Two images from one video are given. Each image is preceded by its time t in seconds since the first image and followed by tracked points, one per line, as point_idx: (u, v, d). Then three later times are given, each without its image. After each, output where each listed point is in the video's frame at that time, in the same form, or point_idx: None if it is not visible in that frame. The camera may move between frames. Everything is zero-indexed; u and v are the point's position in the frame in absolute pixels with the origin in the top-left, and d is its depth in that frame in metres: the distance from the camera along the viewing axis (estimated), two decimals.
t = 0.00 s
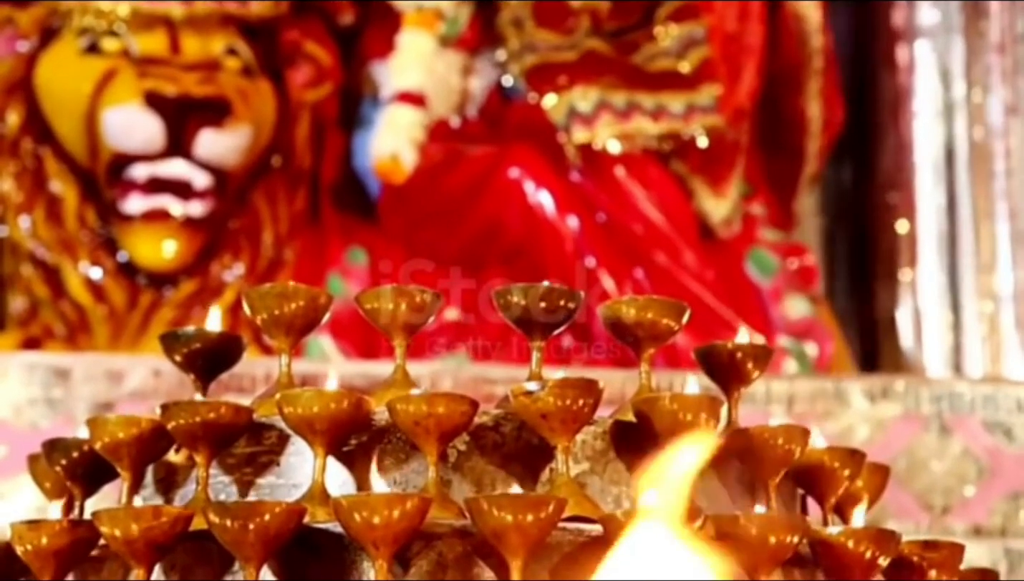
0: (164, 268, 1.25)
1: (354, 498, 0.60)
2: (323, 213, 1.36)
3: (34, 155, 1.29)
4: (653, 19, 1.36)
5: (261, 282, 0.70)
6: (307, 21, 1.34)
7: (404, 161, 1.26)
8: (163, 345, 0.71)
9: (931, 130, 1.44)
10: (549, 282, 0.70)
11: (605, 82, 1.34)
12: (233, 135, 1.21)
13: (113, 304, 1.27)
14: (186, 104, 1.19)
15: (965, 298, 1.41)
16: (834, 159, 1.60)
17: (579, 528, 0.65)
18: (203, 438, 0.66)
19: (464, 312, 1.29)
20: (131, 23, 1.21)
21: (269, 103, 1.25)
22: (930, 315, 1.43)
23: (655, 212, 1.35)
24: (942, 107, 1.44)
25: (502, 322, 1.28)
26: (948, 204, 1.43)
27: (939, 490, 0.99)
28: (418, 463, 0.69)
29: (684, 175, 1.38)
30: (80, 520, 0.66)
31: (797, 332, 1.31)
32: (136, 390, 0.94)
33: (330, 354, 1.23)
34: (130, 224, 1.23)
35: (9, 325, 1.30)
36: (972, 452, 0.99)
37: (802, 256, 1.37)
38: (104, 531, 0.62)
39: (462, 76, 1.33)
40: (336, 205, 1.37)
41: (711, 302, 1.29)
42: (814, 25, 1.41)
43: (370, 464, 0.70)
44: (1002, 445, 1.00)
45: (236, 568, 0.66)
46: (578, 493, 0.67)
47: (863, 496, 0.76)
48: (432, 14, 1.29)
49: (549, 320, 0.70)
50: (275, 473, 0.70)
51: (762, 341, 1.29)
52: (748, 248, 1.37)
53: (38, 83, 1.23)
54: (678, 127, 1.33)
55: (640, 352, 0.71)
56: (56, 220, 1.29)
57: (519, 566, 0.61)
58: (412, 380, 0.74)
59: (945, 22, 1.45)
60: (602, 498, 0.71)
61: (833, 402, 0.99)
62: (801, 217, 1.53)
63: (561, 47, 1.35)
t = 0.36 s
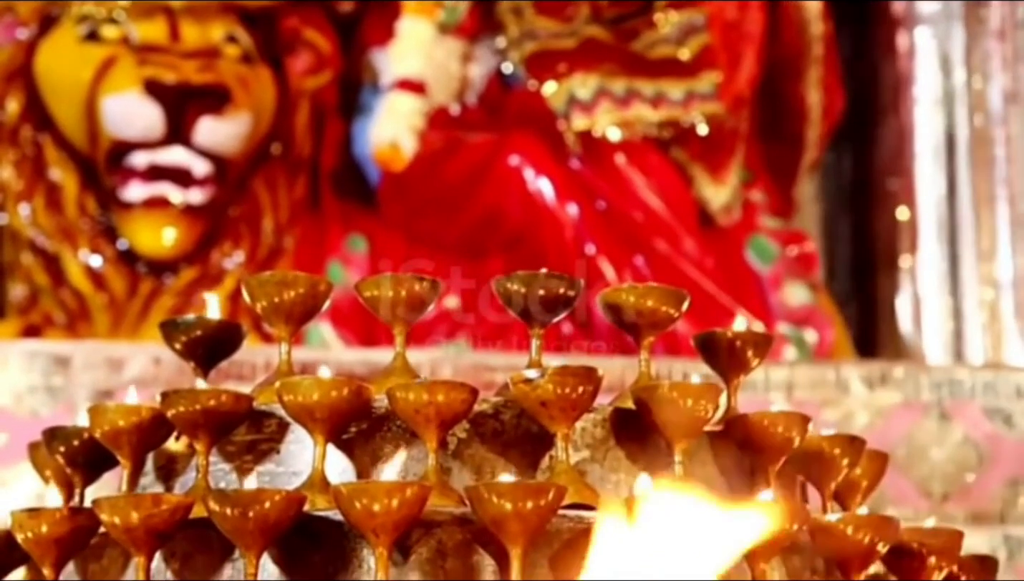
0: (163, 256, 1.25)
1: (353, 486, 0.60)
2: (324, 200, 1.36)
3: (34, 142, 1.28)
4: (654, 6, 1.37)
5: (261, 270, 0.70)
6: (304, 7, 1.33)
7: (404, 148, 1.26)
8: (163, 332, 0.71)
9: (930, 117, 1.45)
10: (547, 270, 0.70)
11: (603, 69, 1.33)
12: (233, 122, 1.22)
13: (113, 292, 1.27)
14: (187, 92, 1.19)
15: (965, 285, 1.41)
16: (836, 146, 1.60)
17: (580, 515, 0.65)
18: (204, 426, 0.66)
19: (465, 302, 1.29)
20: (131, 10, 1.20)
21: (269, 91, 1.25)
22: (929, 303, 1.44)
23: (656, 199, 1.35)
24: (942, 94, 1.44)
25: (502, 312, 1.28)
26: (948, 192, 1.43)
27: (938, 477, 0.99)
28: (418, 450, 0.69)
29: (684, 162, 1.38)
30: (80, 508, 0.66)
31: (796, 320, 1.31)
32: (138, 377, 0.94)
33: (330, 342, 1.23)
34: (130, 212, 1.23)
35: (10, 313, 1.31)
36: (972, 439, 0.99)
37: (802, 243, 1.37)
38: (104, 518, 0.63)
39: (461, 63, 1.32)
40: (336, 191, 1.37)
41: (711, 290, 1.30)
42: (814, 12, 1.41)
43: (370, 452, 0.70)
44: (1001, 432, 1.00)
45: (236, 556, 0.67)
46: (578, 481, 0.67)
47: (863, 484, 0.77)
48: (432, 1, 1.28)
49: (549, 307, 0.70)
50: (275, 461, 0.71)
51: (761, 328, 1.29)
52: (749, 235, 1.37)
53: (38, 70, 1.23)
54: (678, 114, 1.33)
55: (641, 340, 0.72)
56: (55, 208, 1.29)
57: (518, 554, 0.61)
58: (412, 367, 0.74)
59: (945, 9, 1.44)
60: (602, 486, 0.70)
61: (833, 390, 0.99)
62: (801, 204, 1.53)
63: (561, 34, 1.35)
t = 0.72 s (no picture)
0: (162, 243, 1.26)
1: (354, 475, 0.60)
2: (324, 188, 1.37)
3: (34, 131, 1.28)
4: None
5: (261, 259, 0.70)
6: None
7: (403, 137, 1.26)
8: (163, 321, 0.71)
9: (931, 104, 1.45)
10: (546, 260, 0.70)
11: (603, 57, 1.33)
12: (232, 110, 1.22)
13: (113, 280, 1.28)
14: (187, 80, 1.19)
15: (965, 272, 1.41)
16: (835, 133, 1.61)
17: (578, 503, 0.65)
18: (204, 415, 0.66)
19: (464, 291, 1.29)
20: None
21: (268, 79, 1.25)
22: (929, 290, 1.43)
23: (655, 186, 1.35)
24: (942, 80, 1.44)
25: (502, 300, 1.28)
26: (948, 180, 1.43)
27: (937, 464, 1.00)
28: (418, 439, 0.69)
29: (683, 150, 1.38)
30: (81, 496, 0.66)
31: (796, 307, 1.31)
32: (138, 365, 0.94)
33: (330, 330, 1.23)
34: (129, 200, 1.23)
35: (10, 301, 1.31)
36: (971, 427, 0.99)
37: (802, 231, 1.37)
38: (105, 507, 0.63)
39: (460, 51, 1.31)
40: (336, 179, 1.37)
41: (710, 278, 1.30)
42: None
43: (370, 440, 0.70)
44: (1001, 419, 1.00)
45: (237, 545, 0.67)
46: (578, 469, 0.67)
47: (863, 471, 0.77)
48: None
49: (549, 296, 0.70)
50: (275, 449, 0.71)
51: (760, 316, 1.29)
52: (748, 223, 1.37)
53: (38, 58, 1.23)
54: (677, 102, 1.34)
55: (641, 328, 0.72)
56: (55, 195, 1.29)
57: (519, 542, 0.61)
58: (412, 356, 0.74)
59: None
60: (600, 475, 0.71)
61: (832, 377, 0.99)
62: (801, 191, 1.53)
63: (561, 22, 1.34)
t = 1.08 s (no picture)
0: (162, 235, 1.26)
1: (353, 467, 0.60)
2: (323, 179, 1.37)
3: (34, 122, 1.28)
4: None
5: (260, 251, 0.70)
6: None
7: (403, 128, 1.27)
8: (163, 313, 0.71)
9: (929, 94, 1.45)
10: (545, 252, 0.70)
11: (602, 48, 1.33)
12: (233, 102, 1.22)
13: (114, 272, 1.28)
14: (187, 71, 1.19)
15: (964, 264, 1.41)
16: (835, 124, 1.61)
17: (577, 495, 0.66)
18: (204, 407, 0.66)
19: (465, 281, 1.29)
20: None
21: (268, 70, 1.25)
22: (928, 282, 1.44)
23: (655, 177, 1.36)
24: (942, 71, 1.44)
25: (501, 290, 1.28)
26: (946, 171, 1.43)
27: (936, 455, 0.99)
28: (418, 431, 0.70)
29: (683, 141, 1.39)
30: (82, 488, 0.66)
31: (795, 298, 1.31)
32: (140, 357, 0.94)
33: (330, 322, 1.23)
34: (128, 191, 1.24)
35: (10, 292, 1.31)
36: (970, 417, 1.00)
37: (801, 222, 1.37)
38: (105, 499, 0.63)
39: (461, 43, 1.33)
40: (336, 171, 1.38)
41: (709, 270, 1.30)
42: None
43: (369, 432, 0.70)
44: (999, 410, 1.00)
45: (237, 537, 0.67)
46: (577, 461, 0.67)
47: (862, 462, 0.77)
48: None
49: (548, 289, 0.71)
50: (275, 442, 0.71)
51: (760, 307, 1.29)
52: (747, 214, 1.37)
53: (37, 49, 1.23)
54: (677, 93, 1.33)
55: (640, 320, 0.72)
56: (55, 186, 1.29)
57: (519, 534, 0.61)
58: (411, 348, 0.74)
59: None
60: (601, 465, 0.71)
61: (832, 368, 0.99)
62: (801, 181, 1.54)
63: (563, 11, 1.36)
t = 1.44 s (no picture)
0: (163, 223, 1.26)
1: (354, 455, 0.61)
2: (323, 168, 1.37)
3: (34, 111, 1.28)
4: None
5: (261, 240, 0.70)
6: None
7: (403, 116, 1.27)
8: (163, 303, 0.71)
9: (929, 81, 1.45)
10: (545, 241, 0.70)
11: (602, 36, 1.34)
12: (232, 90, 1.22)
13: (114, 260, 1.28)
14: (186, 60, 1.19)
15: (963, 252, 1.40)
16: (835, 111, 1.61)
17: (577, 483, 0.66)
18: (205, 395, 0.66)
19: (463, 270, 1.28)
20: None
21: (267, 58, 1.25)
22: (928, 272, 1.43)
23: (654, 165, 1.36)
24: (941, 58, 1.44)
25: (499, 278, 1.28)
26: (946, 159, 1.43)
27: (936, 442, 1.00)
28: (418, 420, 0.70)
29: (683, 129, 1.38)
30: (83, 476, 0.66)
31: (794, 285, 1.32)
32: (139, 346, 0.94)
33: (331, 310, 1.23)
34: (129, 179, 1.24)
35: (10, 282, 1.30)
36: (970, 404, 1.00)
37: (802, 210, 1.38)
38: (106, 487, 0.63)
39: (459, 31, 1.32)
40: (336, 161, 1.38)
41: (710, 258, 1.30)
42: None
43: (370, 420, 0.70)
44: (999, 397, 1.00)
45: (237, 525, 0.67)
46: (576, 449, 0.67)
47: (859, 449, 0.77)
48: None
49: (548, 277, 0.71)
50: (276, 430, 0.71)
51: (760, 294, 1.29)
52: (746, 202, 1.38)
53: (36, 38, 1.23)
54: (677, 81, 1.34)
55: (640, 309, 0.72)
56: (55, 175, 1.29)
57: (518, 521, 0.62)
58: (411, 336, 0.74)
59: None
60: (600, 454, 0.71)
61: (831, 357, 0.99)
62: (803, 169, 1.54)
63: None
